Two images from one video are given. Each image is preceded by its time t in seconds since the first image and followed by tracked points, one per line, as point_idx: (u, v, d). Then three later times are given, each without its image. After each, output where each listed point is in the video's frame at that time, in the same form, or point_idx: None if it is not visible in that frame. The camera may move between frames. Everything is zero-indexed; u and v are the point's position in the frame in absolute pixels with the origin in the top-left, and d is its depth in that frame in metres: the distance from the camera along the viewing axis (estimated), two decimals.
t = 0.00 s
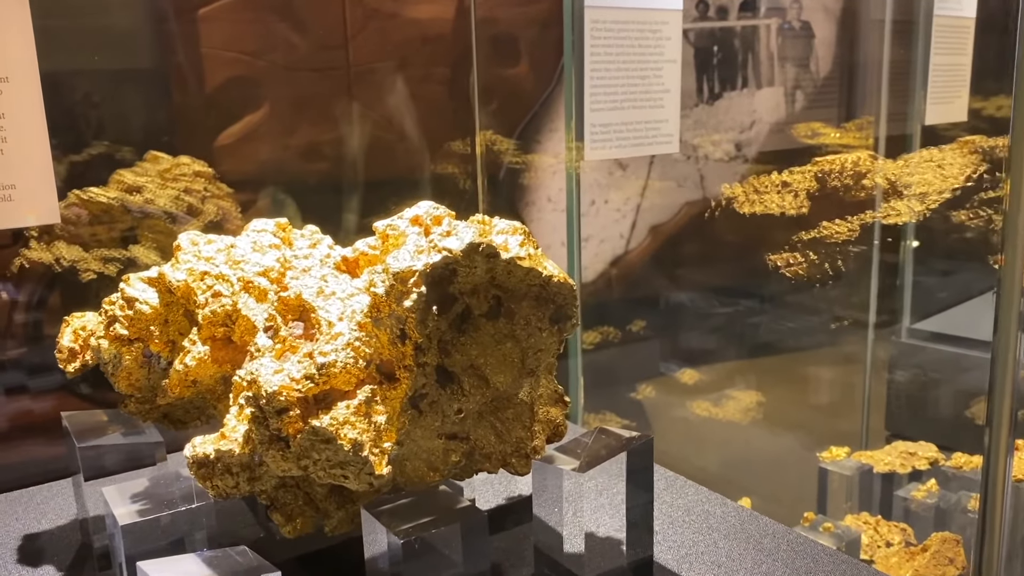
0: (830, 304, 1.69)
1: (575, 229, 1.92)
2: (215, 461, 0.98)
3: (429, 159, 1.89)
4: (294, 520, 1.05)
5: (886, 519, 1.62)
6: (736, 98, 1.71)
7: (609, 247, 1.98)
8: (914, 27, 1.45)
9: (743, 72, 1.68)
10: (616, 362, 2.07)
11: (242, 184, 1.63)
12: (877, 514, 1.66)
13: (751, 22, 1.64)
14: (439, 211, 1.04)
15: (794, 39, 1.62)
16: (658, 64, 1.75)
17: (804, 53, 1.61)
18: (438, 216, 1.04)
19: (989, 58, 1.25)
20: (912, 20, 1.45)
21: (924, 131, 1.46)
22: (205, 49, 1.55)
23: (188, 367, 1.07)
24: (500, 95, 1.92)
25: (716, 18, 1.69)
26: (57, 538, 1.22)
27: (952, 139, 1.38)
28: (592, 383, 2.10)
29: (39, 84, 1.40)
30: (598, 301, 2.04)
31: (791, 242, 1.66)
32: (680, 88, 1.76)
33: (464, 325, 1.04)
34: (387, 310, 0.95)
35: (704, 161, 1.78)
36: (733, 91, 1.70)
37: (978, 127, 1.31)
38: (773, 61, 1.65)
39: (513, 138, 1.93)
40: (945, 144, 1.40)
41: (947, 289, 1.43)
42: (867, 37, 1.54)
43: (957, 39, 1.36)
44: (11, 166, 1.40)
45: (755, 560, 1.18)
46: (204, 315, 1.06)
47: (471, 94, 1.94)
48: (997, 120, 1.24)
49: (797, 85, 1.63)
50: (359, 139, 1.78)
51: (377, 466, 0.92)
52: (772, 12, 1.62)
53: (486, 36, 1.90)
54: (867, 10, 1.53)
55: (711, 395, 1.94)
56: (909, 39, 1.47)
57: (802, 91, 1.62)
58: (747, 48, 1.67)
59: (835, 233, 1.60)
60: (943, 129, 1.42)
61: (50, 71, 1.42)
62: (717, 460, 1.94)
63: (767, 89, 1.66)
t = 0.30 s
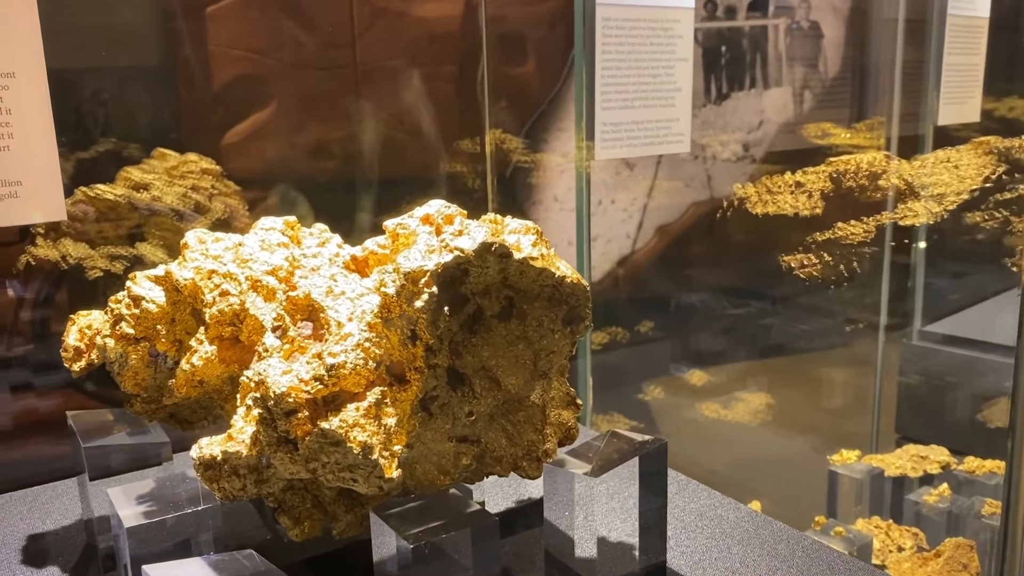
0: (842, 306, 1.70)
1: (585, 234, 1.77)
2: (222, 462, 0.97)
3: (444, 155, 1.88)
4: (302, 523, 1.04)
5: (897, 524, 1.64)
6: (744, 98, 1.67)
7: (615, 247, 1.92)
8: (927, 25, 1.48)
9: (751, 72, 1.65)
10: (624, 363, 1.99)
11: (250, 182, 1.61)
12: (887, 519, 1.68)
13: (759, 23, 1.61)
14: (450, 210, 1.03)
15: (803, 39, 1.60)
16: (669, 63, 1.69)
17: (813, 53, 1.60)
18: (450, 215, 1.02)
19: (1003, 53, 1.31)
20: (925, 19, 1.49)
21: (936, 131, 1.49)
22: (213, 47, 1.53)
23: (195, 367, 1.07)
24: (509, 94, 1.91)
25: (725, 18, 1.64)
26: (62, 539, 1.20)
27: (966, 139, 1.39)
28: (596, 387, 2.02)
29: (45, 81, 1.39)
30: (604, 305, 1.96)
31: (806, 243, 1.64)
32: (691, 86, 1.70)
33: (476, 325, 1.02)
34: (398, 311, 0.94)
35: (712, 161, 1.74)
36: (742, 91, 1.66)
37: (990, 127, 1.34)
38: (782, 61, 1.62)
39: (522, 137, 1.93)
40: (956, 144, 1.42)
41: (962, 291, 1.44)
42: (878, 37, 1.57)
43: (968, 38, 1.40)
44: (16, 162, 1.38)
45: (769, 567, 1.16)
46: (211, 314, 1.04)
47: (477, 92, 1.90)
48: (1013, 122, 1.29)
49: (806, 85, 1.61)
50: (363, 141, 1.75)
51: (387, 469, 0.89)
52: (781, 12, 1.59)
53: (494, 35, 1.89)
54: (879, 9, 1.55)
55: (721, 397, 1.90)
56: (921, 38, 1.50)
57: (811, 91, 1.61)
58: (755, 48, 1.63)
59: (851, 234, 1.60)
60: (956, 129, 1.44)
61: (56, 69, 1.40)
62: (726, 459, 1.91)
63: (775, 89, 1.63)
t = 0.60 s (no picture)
0: (860, 310, 1.67)
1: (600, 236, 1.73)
2: (237, 464, 0.96)
3: (462, 154, 1.89)
4: (316, 526, 1.03)
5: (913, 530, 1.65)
6: (758, 97, 1.64)
7: (626, 246, 1.83)
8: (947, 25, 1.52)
9: (765, 70, 1.61)
10: (635, 364, 1.93)
11: (263, 179, 1.61)
12: (901, 524, 1.70)
13: (774, 21, 1.57)
14: (468, 211, 1.02)
15: (817, 37, 1.57)
16: (686, 62, 1.64)
17: (827, 52, 1.57)
18: (467, 216, 1.01)
19: None
20: (945, 19, 1.52)
21: (954, 133, 1.55)
22: (227, 44, 1.53)
23: (210, 367, 1.06)
24: (519, 92, 1.90)
25: (739, 16, 1.60)
26: (76, 538, 1.20)
27: (985, 140, 1.51)
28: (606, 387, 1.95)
29: (62, 77, 1.37)
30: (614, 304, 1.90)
31: (825, 245, 1.62)
32: (708, 86, 1.66)
33: (493, 328, 1.01)
34: (417, 313, 0.93)
35: (725, 161, 1.70)
36: (756, 89, 1.63)
37: (1007, 129, 1.49)
38: (795, 60, 1.59)
39: (536, 134, 1.92)
40: (975, 146, 1.52)
41: (982, 293, 1.62)
42: (896, 37, 1.56)
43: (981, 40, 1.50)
44: (32, 159, 1.36)
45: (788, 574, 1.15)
46: (227, 315, 1.05)
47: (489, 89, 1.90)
48: None
49: (819, 85, 1.58)
50: (388, 134, 1.78)
51: (404, 473, 0.88)
52: (796, 10, 1.56)
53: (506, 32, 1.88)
54: (897, 9, 1.54)
55: (734, 399, 1.85)
56: (940, 39, 1.53)
57: (825, 90, 1.58)
58: (770, 47, 1.60)
59: (871, 237, 1.60)
60: (972, 130, 1.53)
61: (73, 66, 1.39)
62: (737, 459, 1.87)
63: (790, 89, 1.60)
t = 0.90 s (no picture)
0: (887, 308, 1.65)
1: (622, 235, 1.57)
2: (255, 454, 0.96)
3: (482, 148, 1.86)
4: (334, 518, 1.02)
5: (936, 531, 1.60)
6: (780, 91, 1.62)
7: (645, 241, 1.78)
8: (977, 20, 1.48)
9: (788, 65, 1.60)
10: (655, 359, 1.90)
11: (284, 170, 1.60)
12: (923, 524, 1.65)
13: (797, 16, 1.56)
14: (490, 203, 1.02)
15: (840, 32, 1.56)
16: (711, 55, 1.58)
17: (851, 46, 1.56)
18: (489, 208, 1.00)
19: None
20: (975, 13, 1.48)
21: (982, 128, 1.52)
22: (247, 35, 1.52)
23: (229, 357, 1.06)
24: (539, 85, 1.90)
25: (761, 10, 1.57)
26: (95, 526, 1.20)
27: (1013, 136, 1.49)
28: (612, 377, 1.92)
29: (83, 65, 1.37)
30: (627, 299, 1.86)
31: (851, 241, 1.60)
32: (732, 80, 1.61)
33: (514, 321, 1.00)
34: (438, 305, 0.92)
35: (746, 156, 1.68)
36: (778, 84, 1.61)
37: None
38: (818, 54, 1.58)
39: (557, 128, 1.92)
40: (1005, 142, 1.50)
41: (1010, 292, 1.57)
42: (925, 29, 1.53)
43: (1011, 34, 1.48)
44: (52, 147, 1.36)
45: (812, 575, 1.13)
46: (247, 305, 1.04)
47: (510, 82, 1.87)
48: None
49: (843, 80, 1.58)
50: (410, 125, 1.75)
51: (423, 467, 0.86)
52: (819, 5, 1.55)
53: (528, 26, 1.86)
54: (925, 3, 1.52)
55: (754, 396, 1.83)
56: (970, 32, 1.49)
57: (848, 85, 1.58)
58: (793, 41, 1.58)
59: (899, 233, 1.57)
60: (1000, 126, 1.51)
61: (95, 56, 1.38)
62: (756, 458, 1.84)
63: (813, 82, 1.60)
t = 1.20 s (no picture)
0: (916, 308, 1.61)
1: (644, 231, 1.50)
2: (269, 453, 0.94)
3: (501, 140, 1.85)
4: (349, 518, 1.00)
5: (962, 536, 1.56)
6: (803, 86, 1.56)
7: (665, 237, 1.73)
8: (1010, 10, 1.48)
9: (812, 60, 1.54)
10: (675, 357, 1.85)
11: (304, 162, 1.59)
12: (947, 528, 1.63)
13: (822, 9, 1.50)
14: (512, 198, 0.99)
15: (865, 26, 1.50)
16: (737, 48, 1.51)
17: (877, 40, 1.51)
18: (510, 203, 0.98)
19: None
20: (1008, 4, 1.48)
21: (1012, 124, 1.53)
22: (268, 27, 1.50)
23: (244, 353, 1.04)
24: (560, 78, 1.88)
25: (786, 3, 1.51)
26: (108, 521, 1.19)
27: None
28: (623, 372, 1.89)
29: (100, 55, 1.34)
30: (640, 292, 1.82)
31: (880, 239, 1.55)
32: (758, 74, 1.55)
33: (535, 320, 0.97)
34: (457, 303, 0.90)
35: (768, 151, 1.61)
36: (802, 79, 1.55)
37: None
38: (842, 49, 1.53)
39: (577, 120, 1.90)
40: None
41: None
42: (954, 20, 1.50)
43: None
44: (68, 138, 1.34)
45: None
46: (263, 299, 1.02)
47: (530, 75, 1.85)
48: None
49: (868, 75, 1.53)
50: (430, 118, 1.73)
51: (440, 469, 0.84)
52: None
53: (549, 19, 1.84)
54: None
55: (777, 395, 1.77)
56: (1002, 23, 1.49)
57: (873, 80, 1.53)
58: (817, 36, 1.52)
59: (930, 232, 1.54)
60: None
61: (115, 47, 1.37)
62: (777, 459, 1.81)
63: (837, 78, 1.54)
